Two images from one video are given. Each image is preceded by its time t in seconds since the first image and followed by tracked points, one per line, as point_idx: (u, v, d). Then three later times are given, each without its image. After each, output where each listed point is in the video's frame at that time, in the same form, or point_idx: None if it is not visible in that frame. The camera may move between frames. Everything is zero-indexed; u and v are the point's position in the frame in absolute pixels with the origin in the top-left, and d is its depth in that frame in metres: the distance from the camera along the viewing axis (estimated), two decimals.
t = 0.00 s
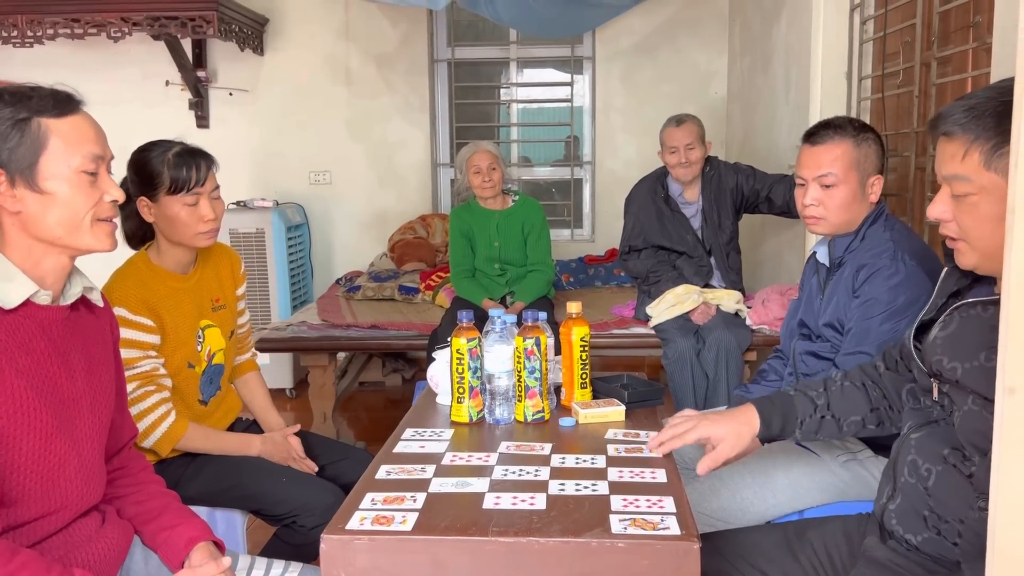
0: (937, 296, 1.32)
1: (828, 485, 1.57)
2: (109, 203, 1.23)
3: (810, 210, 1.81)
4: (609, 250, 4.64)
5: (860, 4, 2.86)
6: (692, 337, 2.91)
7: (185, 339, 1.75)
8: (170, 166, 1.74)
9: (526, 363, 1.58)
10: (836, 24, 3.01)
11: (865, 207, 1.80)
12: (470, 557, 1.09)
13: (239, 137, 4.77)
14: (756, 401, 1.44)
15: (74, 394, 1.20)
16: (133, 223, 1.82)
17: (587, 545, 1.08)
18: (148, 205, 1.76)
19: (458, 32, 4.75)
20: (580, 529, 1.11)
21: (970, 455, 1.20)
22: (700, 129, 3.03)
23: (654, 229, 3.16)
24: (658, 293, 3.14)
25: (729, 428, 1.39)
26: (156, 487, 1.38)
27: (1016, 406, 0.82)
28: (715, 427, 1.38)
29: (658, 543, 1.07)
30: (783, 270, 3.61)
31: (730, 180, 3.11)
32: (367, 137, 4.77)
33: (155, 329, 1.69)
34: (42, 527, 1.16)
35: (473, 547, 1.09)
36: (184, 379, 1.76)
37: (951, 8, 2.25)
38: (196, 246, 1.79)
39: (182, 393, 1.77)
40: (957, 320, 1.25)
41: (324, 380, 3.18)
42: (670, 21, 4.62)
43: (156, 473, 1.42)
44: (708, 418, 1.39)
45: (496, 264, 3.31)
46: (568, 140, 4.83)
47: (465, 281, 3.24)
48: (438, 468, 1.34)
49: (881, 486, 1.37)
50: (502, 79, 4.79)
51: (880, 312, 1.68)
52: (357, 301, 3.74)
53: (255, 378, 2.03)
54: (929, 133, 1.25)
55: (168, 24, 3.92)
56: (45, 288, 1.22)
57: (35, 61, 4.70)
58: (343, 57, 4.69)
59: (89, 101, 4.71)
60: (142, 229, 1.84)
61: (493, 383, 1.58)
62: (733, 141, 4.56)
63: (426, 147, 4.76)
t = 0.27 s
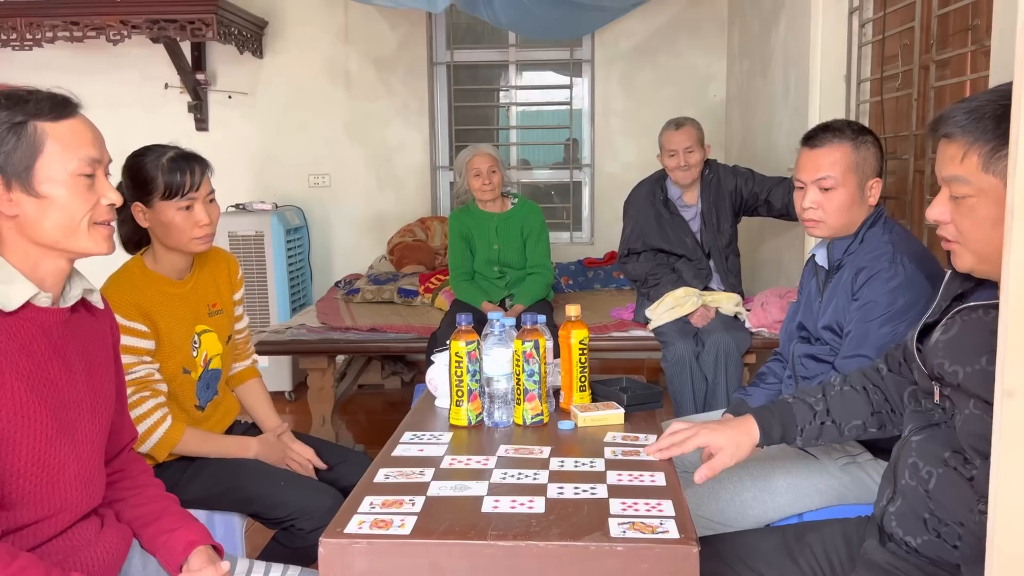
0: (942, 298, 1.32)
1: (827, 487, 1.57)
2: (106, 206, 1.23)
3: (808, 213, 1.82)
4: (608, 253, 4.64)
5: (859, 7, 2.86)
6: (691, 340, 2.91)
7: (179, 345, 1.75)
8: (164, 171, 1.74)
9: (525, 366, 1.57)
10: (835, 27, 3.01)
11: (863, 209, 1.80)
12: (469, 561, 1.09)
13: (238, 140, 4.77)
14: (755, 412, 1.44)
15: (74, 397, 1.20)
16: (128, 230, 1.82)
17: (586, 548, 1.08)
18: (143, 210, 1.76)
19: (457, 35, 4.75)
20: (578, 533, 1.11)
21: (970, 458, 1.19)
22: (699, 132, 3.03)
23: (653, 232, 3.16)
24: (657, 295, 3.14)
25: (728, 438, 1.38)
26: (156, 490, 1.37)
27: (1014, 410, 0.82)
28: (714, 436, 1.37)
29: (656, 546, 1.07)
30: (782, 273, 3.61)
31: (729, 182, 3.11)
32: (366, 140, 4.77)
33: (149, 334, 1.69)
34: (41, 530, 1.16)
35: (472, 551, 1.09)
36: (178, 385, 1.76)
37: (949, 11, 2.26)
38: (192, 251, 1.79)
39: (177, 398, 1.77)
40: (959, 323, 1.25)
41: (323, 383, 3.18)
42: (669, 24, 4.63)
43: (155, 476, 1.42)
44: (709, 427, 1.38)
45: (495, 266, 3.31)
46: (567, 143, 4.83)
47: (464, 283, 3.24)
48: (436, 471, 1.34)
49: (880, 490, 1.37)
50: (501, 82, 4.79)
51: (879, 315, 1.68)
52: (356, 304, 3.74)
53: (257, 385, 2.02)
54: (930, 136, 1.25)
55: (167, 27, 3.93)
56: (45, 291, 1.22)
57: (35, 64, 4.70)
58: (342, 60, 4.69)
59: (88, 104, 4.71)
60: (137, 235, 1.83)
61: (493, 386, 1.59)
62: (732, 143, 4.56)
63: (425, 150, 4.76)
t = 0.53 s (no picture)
0: (946, 301, 1.31)
1: (827, 491, 1.57)
2: (105, 209, 1.22)
3: (807, 216, 1.82)
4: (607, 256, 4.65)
5: (858, 11, 2.87)
6: (690, 343, 2.91)
7: (174, 352, 1.75)
8: (155, 177, 1.73)
9: (524, 369, 1.57)
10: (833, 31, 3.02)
11: (862, 213, 1.80)
12: (467, 565, 1.09)
13: (238, 143, 4.77)
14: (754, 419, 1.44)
15: (73, 402, 1.20)
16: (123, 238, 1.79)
17: (585, 553, 1.08)
18: (136, 218, 1.75)
19: (457, 38, 4.76)
20: (577, 537, 1.11)
21: (971, 461, 1.19)
22: (698, 136, 3.04)
23: (652, 235, 3.16)
24: (656, 298, 3.14)
25: (728, 445, 1.38)
26: (154, 495, 1.37)
27: (1013, 414, 0.82)
28: (714, 441, 1.37)
29: (655, 551, 1.07)
30: (781, 276, 3.61)
31: (728, 186, 3.11)
32: (365, 143, 4.77)
33: (144, 341, 1.69)
34: (39, 535, 1.16)
35: (470, 555, 1.09)
36: (173, 392, 1.76)
37: (948, 14, 2.26)
38: (187, 257, 1.79)
39: (173, 405, 1.77)
40: (962, 325, 1.25)
41: (322, 386, 3.18)
42: (668, 27, 4.63)
43: (154, 480, 1.41)
44: (708, 433, 1.39)
45: (494, 270, 3.31)
46: (566, 146, 4.83)
47: (463, 286, 3.24)
48: (435, 476, 1.34)
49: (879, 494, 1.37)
50: (500, 85, 4.80)
51: (877, 318, 1.68)
52: (355, 307, 3.74)
53: (258, 391, 2.01)
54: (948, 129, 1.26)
55: (166, 30, 3.93)
56: (45, 294, 1.22)
57: (34, 67, 4.70)
58: (341, 63, 4.70)
59: (88, 107, 4.71)
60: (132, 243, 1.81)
61: (492, 389, 1.58)
62: (731, 146, 4.56)
63: (425, 153, 4.76)
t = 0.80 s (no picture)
0: (947, 305, 1.31)
1: (825, 494, 1.58)
2: (103, 211, 1.23)
3: (806, 220, 1.82)
4: (606, 259, 4.65)
5: (856, 14, 2.88)
6: (689, 346, 2.91)
7: (171, 357, 1.75)
8: (150, 182, 1.74)
9: (523, 372, 1.57)
10: (832, 35, 3.03)
11: (860, 217, 1.80)
12: (466, 569, 1.09)
13: (237, 146, 4.77)
14: (753, 424, 1.44)
15: (71, 405, 1.20)
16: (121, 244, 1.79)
17: (584, 556, 1.08)
18: (133, 223, 1.75)
19: (456, 41, 4.77)
20: (576, 541, 1.11)
21: (971, 465, 1.19)
22: (697, 139, 3.04)
23: (651, 238, 3.16)
24: (655, 302, 3.15)
25: (728, 449, 1.39)
26: (153, 498, 1.37)
27: (1012, 417, 0.82)
28: (713, 444, 1.38)
29: (654, 554, 1.07)
30: (780, 279, 3.62)
31: (727, 189, 3.11)
32: (365, 146, 4.77)
33: (140, 344, 1.69)
34: (38, 539, 1.16)
35: (470, 559, 1.09)
36: (169, 398, 1.76)
37: (946, 19, 2.26)
38: (185, 261, 1.79)
39: (170, 411, 1.77)
40: (963, 328, 1.25)
41: (321, 389, 3.17)
42: (667, 31, 4.64)
43: (152, 484, 1.41)
44: (708, 435, 1.39)
45: (493, 273, 3.31)
46: (565, 149, 4.84)
47: (462, 289, 3.24)
48: (434, 479, 1.34)
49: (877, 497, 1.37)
50: (499, 89, 4.80)
51: (876, 320, 1.68)
52: (354, 310, 3.74)
53: (258, 394, 2.04)
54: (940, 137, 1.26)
55: (165, 33, 3.93)
56: (43, 297, 1.22)
57: (33, 70, 4.70)
58: (341, 66, 4.70)
59: (87, 110, 4.71)
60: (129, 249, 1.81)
61: (491, 393, 1.58)
62: (730, 149, 4.57)
63: (424, 156, 4.77)
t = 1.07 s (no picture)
0: (943, 310, 1.31)
1: (825, 497, 1.58)
2: (104, 211, 1.23)
3: (806, 222, 1.82)
4: (605, 262, 4.66)
5: (855, 18, 2.89)
6: (688, 349, 2.91)
7: (170, 358, 1.75)
8: (152, 184, 1.74)
9: (523, 375, 1.57)
10: (830, 38, 3.03)
11: (860, 219, 1.80)
12: (467, 571, 1.09)
13: (236, 149, 4.77)
14: (752, 430, 1.45)
15: (70, 407, 1.19)
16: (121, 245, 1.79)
17: (584, 558, 1.08)
18: (133, 224, 1.75)
19: (455, 44, 4.78)
20: (576, 543, 1.11)
21: (970, 468, 1.19)
22: (696, 142, 3.04)
23: (650, 240, 3.17)
24: (654, 304, 3.15)
25: (727, 453, 1.39)
26: (152, 500, 1.37)
27: (1012, 419, 0.82)
28: (713, 448, 1.38)
29: (654, 556, 1.07)
30: (779, 282, 3.62)
31: (726, 192, 3.11)
32: (364, 149, 4.77)
33: (140, 344, 1.69)
34: (37, 541, 1.16)
35: (470, 561, 1.09)
36: (168, 399, 1.76)
37: (945, 22, 2.27)
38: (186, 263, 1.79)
39: (169, 413, 1.77)
40: (960, 333, 1.25)
41: (320, 392, 3.17)
42: (666, 34, 4.65)
43: (152, 486, 1.41)
44: (708, 438, 1.39)
45: (492, 275, 3.31)
46: (564, 152, 4.84)
47: (461, 292, 3.24)
48: (434, 481, 1.34)
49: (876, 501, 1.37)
50: (498, 92, 4.81)
51: (875, 322, 1.69)
52: (354, 312, 3.73)
53: (257, 395, 2.04)
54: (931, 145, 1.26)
55: (165, 35, 3.92)
56: (44, 299, 1.22)
57: (33, 72, 4.70)
58: (340, 69, 4.70)
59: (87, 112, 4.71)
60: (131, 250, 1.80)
61: (490, 395, 1.59)
62: (729, 152, 4.58)
63: (423, 158, 4.77)
